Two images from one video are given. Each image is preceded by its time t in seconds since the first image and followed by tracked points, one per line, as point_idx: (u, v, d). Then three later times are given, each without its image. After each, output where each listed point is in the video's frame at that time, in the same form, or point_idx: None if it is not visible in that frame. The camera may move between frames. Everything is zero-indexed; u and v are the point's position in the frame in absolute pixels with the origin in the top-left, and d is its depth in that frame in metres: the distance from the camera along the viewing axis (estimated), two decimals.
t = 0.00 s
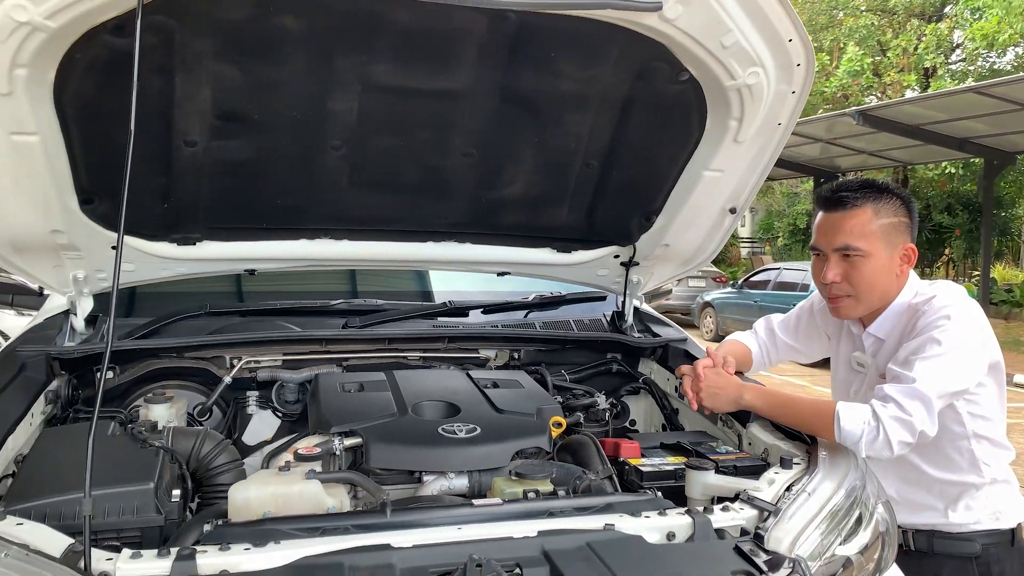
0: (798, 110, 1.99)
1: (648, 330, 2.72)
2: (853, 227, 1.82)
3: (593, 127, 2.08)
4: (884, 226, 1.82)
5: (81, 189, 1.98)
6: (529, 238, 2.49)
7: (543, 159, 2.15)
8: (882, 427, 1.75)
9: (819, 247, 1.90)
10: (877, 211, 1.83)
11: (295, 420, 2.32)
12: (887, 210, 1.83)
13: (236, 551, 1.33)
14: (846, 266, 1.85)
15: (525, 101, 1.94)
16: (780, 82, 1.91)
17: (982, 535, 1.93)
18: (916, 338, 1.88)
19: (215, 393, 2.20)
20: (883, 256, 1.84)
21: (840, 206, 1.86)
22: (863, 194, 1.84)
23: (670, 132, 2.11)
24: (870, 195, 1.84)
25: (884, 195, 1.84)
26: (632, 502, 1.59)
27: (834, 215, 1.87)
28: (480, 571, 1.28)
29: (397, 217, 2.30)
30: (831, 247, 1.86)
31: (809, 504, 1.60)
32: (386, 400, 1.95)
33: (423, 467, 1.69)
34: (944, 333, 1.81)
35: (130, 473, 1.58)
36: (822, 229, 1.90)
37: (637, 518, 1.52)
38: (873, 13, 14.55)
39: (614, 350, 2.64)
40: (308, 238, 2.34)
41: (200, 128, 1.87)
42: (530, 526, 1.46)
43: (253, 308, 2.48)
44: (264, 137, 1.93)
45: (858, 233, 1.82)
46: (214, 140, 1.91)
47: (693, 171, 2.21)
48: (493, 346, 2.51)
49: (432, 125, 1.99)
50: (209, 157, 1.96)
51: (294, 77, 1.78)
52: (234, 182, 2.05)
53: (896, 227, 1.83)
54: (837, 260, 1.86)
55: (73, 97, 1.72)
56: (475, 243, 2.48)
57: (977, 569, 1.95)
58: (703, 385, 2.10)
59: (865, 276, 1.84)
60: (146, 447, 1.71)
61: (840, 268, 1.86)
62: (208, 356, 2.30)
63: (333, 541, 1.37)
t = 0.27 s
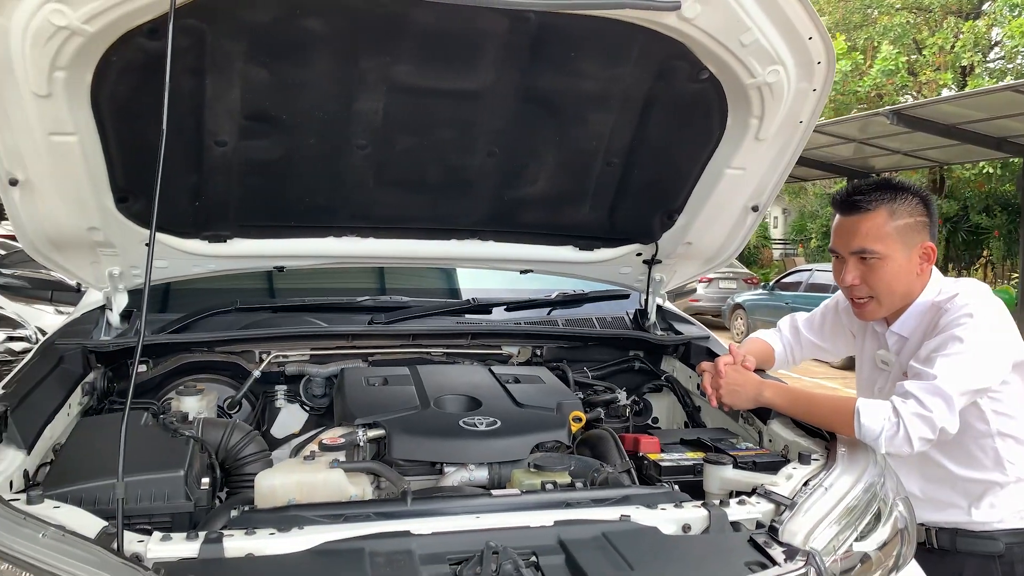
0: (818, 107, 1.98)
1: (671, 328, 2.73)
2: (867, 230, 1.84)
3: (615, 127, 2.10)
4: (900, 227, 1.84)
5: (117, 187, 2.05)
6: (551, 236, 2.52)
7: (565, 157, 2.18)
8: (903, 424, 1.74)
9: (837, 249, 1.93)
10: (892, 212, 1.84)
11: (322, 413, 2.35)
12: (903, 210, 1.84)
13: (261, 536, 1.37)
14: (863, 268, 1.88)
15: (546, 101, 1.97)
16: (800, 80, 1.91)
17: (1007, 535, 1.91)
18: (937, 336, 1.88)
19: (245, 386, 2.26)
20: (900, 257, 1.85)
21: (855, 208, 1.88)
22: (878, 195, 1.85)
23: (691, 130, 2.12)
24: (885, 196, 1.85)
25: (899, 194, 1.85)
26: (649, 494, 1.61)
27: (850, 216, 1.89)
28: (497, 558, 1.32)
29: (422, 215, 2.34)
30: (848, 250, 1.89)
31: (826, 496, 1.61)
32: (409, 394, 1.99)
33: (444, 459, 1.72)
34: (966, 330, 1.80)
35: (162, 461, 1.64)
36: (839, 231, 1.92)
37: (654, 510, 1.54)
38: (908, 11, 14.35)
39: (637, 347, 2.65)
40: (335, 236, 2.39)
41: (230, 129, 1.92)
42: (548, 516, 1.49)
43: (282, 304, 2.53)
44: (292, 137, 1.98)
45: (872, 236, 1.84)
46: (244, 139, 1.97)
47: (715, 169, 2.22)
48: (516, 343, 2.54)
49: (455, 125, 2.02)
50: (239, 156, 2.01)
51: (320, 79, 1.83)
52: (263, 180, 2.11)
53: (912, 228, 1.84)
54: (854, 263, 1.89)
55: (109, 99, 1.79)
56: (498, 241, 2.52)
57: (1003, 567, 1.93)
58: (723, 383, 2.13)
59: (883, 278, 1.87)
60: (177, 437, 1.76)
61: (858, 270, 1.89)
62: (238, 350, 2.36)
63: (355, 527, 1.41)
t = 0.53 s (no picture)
0: (835, 103, 2.00)
1: (690, 324, 2.76)
2: (883, 218, 1.88)
3: (632, 124, 2.13)
4: (916, 218, 1.86)
5: (150, 184, 2.13)
6: (571, 233, 2.56)
7: (583, 154, 2.22)
8: (916, 417, 1.75)
9: (853, 238, 1.96)
10: (909, 203, 1.87)
11: (347, 405, 2.40)
12: (920, 202, 1.87)
13: (284, 516, 1.43)
14: (878, 257, 1.91)
15: (564, 98, 2.01)
16: (817, 77, 1.93)
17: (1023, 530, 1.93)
18: (951, 329, 1.89)
19: (272, 377, 2.32)
20: (914, 247, 1.88)
21: (873, 198, 1.92)
22: (895, 186, 1.89)
23: (708, 127, 2.15)
24: (903, 187, 1.88)
25: (917, 187, 1.88)
26: (662, 482, 1.65)
27: (867, 207, 1.93)
28: (510, 540, 1.36)
29: (443, 212, 2.39)
30: (863, 238, 1.93)
31: (837, 486, 1.63)
32: (429, 385, 2.04)
33: (462, 446, 1.77)
34: (979, 323, 1.82)
35: (190, 446, 1.71)
36: (857, 221, 1.96)
37: (665, 497, 1.57)
38: (943, 9, 14.15)
39: (655, 343, 2.69)
40: (359, 232, 2.45)
41: (258, 127, 1.99)
42: (561, 501, 1.53)
43: (308, 299, 2.60)
44: (317, 135, 2.04)
45: (887, 224, 1.87)
46: (271, 138, 2.04)
47: (733, 165, 2.24)
48: (536, 338, 2.58)
49: (475, 123, 2.07)
50: (266, 154, 2.08)
51: (344, 78, 1.89)
52: (290, 178, 2.18)
53: (929, 219, 1.86)
54: (869, 251, 1.92)
55: (142, 99, 1.86)
56: (519, 238, 2.56)
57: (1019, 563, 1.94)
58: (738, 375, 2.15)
59: (896, 267, 1.89)
60: (205, 424, 1.83)
61: (872, 258, 1.92)
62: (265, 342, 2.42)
63: (374, 509, 1.46)
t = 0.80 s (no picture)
0: (849, 92, 2.00)
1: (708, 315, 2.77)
2: (896, 204, 1.91)
3: (648, 114, 2.17)
4: (929, 204, 1.88)
5: (179, 175, 2.20)
6: (588, 223, 2.61)
7: (599, 144, 2.26)
8: (928, 403, 1.76)
9: (868, 225, 2.00)
10: (922, 189, 1.89)
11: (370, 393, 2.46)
12: (933, 189, 1.89)
13: (304, 489, 1.49)
14: (890, 242, 1.93)
15: (580, 89, 2.05)
16: (830, 66, 1.93)
17: None
18: (964, 317, 1.91)
19: (296, 364, 2.38)
20: (926, 233, 1.90)
21: (887, 185, 1.95)
22: (909, 173, 1.92)
23: (723, 117, 2.17)
24: (916, 174, 1.91)
25: (931, 174, 1.90)
26: (672, 463, 1.68)
27: (881, 194, 1.96)
28: (521, 514, 1.41)
29: (463, 202, 2.44)
30: (876, 224, 1.96)
31: (846, 468, 1.65)
32: (447, 370, 2.09)
33: (477, 428, 1.82)
34: (991, 310, 1.83)
35: (216, 425, 1.77)
36: (871, 208, 1.99)
37: (675, 477, 1.61)
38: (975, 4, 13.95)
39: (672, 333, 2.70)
40: (381, 223, 2.51)
41: (282, 119, 2.06)
42: (572, 478, 1.57)
43: (332, 288, 2.67)
44: (339, 127, 2.10)
45: (898, 210, 1.90)
46: (295, 129, 2.10)
47: (748, 155, 2.27)
48: (553, 327, 2.62)
49: (493, 115, 2.12)
50: (290, 145, 2.15)
51: (364, 71, 1.94)
52: (313, 169, 2.24)
53: (942, 206, 1.88)
54: (882, 237, 1.95)
55: (171, 92, 1.93)
56: (536, 228, 2.61)
57: None
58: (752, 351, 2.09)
59: (908, 252, 1.91)
60: (230, 405, 1.90)
61: (884, 244, 1.95)
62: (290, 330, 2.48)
63: (391, 484, 1.51)
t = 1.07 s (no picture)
0: (860, 80, 2.00)
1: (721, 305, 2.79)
2: (904, 190, 1.92)
3: (659, 102, 2.19)
4: (937, 190, 1.88)
5: (199, 164, 2.25)
6: (600, 212, 2.64)
7: (611, 133, 2.28)
8: (936, 386, 1.77)
9: (877, 210, 2.01)
10: (931, 175, 1.89)
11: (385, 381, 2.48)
12: (942, 175, 1.89)
13: (319, 465, 1.52)
14: (899, 228, 1.95)
15: (591, 78, 2.08)
16: (840, 54, 1.93)
17: None
18: (973, 301, 1.92)
19: (313, 350, 2.43)
20: (934, 219, 1.91)
21: (896, 171, 1.96)
22: (918, 159, 1.92)
23: (734, 105, 2.19)
24: (926, 160, 1.91)
25: (941, 159, 1.90)
26: (680, 444, 1.71)
27: (890, 179, 1.97)
28: (529, 490, 1.43)
29: (476, 192, 2.48)
30: (885, 210, 1.98)
31: (851, 450, 1.67)
32: (459, 355, 2.12)
33: (488, 410, 1.85)
34: (1000, 294, 1.85)
35: (234, 406, 1.82)
36: (881, 193, 2.00)
37: (683, 457, 1.63)
38: None
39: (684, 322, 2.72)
40: (396, 212, 2.55)
41: (299, 108, 2.10)
42: (580, 457, 1.60)
43: (348, 277, 2.71)
44: (355, 116, 2.14)
45: (906, 196, 1.92)
46: (312, 119, 2.14)
47: (759, 144, 2.28)
48: (566, 316, 2.65)
49: (505, 104, 2.15)
50: (307, 135, 2.19)
51: (379, 60, 1.98)
52: (329, 158, 2.29)
53: (950, 192, 1.88)
54: (891, 222, 1.97)
55: (191, 81, 1.98)
56: (549, 218, 2.64)
57: None
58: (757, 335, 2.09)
59: (916, 238, 1.93)
60: (247, 386, 1.95)
61: (893, 229, 1.97)
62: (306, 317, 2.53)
63: (403, 461, 1.55)
